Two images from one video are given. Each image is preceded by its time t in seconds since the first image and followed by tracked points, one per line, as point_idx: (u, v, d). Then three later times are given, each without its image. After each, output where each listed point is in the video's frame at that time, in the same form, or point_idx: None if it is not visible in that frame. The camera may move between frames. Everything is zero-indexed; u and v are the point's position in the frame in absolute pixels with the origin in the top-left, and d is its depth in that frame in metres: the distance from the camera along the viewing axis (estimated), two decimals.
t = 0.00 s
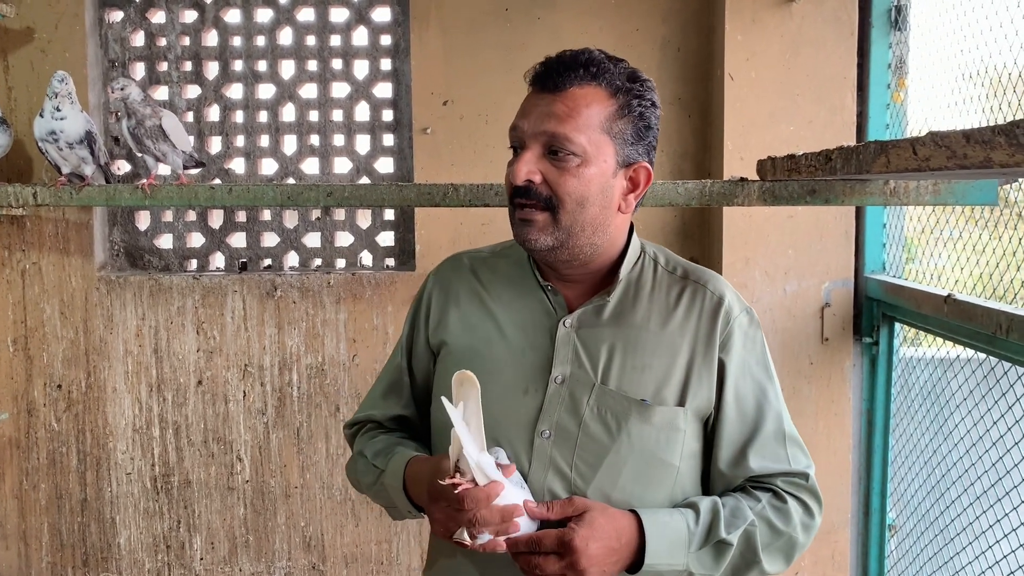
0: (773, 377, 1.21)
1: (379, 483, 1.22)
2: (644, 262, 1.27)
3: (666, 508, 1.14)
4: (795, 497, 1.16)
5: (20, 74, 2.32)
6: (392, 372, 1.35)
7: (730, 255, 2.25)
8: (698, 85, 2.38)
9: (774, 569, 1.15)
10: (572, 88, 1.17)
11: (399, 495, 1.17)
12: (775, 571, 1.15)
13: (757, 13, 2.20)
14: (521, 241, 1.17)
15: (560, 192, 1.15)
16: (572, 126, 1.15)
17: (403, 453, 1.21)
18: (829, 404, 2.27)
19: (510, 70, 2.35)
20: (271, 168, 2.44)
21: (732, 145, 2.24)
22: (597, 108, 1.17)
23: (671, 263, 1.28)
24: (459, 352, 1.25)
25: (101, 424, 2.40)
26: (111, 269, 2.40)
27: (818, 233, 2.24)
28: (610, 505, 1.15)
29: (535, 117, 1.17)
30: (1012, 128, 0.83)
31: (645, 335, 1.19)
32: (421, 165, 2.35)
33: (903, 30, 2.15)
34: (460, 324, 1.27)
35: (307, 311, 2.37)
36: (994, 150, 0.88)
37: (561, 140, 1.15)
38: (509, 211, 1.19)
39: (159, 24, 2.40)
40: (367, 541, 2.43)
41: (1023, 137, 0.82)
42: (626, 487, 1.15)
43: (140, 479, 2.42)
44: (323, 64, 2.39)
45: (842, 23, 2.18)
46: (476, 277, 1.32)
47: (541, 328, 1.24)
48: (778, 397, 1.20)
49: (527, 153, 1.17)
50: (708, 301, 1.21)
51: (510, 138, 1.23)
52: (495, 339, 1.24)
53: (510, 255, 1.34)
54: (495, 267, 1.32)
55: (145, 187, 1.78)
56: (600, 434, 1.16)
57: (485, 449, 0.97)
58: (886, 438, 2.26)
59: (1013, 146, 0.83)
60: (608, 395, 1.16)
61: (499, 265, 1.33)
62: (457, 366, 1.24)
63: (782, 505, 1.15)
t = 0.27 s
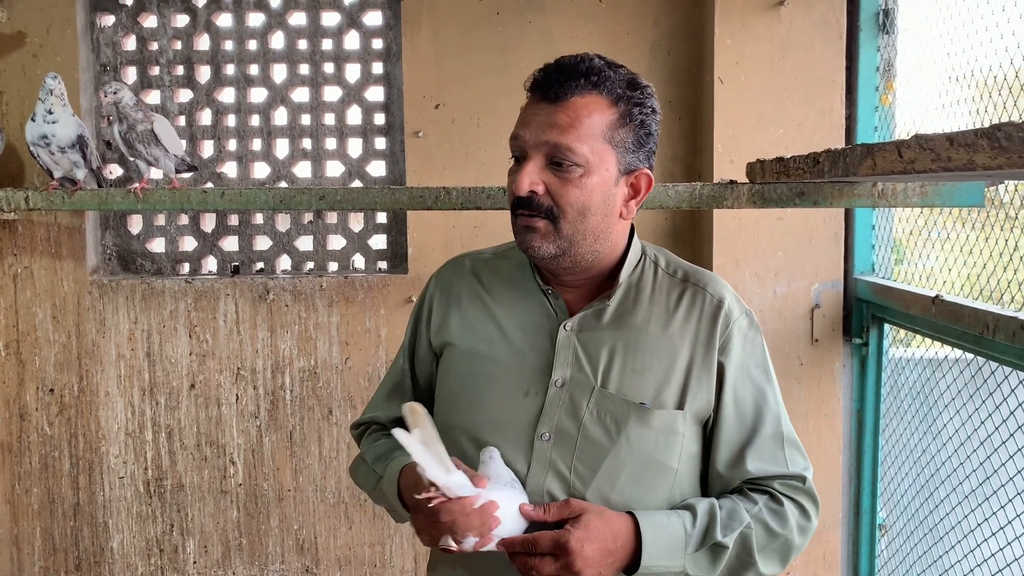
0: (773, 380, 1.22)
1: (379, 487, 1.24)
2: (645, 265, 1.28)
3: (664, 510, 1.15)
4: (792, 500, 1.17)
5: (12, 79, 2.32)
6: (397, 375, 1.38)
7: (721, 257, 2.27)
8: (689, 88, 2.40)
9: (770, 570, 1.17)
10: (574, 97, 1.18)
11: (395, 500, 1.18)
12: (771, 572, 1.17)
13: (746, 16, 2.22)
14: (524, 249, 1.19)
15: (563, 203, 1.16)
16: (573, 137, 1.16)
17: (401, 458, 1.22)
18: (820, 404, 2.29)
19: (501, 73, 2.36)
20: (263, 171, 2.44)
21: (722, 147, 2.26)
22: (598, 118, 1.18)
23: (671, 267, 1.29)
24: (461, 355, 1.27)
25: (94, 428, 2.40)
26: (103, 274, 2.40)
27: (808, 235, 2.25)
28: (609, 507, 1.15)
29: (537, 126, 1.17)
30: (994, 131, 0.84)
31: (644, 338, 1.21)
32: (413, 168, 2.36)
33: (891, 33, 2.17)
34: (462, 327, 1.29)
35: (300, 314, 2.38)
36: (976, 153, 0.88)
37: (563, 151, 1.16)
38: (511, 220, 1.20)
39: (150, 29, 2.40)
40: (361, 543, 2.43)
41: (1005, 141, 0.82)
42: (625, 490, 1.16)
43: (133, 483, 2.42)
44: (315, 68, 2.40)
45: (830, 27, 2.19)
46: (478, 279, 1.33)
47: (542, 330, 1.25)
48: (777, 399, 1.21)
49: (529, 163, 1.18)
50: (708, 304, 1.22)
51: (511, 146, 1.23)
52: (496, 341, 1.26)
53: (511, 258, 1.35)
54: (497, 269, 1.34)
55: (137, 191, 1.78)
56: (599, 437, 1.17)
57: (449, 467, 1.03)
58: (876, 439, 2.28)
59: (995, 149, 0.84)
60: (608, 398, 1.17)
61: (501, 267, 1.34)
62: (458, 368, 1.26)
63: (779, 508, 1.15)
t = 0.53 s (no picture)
0: (769, 378, 1.25)
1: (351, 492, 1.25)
2: (643, 266, 1.30)
3: (665, 508, 1.17)
4: (789, 497, 1.20)
5: (4, 82, 2.32)
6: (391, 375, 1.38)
7: (711, 258, 2.28)
8: (679, 91, 2.42)
9: (767, 565, 1.19)
10: (576, 106, 1.17)
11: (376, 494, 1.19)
12: (768, 568, 1.19)
13: (735, 19, 2.23)
14: (530, 258, 1.20)
15: (568, 212, 1.17)
16: (577, 147, 1.16)
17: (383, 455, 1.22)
18: (810, 404, 2.31)
19: (492, 76, 2.38)
20: (255, 174, 2.45)
21: (712, 149, 2.27)
22: (601, 126, 1.18)
23: (669, 267, 1.31)
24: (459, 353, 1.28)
25: (86, 431, 2.40)
26: (96, 277, 2.40)
27: (797, 236, 2.27)
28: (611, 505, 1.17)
29: (540, 137, 1.17)
30: (974, 134, 0.84)
31: (644, 338, 1.22)
32: (405, 170, 2.37)
33: (879, 37, 2.19)
34: (462, 325, 1.30)
35: (293, 316, 2.38)
36: (959, 155, 0.89)
37: (567, 161, 1.16)
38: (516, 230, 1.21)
39: (142, 32, 2.41)
40: (354, 545, 2.44)
41: (985, 143, 0.83)
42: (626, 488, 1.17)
43: (126, 486, 2.43)
44: (307, 72, 2.41)
45: (819, 30, 2.21)
46: (476, 278, 1.35)
47: (541, 330, 1.26)
48: (773, 398, 1.24)
49: (533, 173, 1.18)
50: (706, 304, 1.25)
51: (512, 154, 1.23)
52: (496, 339, 1.27)
53: (510, 257, 1.37)
54: (495, 269, 1.35)
55: (129, 194, 1.79)
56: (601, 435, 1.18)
57: (370, 461, 0.98)
58: (865, 437, 2.29)
59: (976, 151, 0.85)
60: (609, 396, 1.19)
61: (500, 267, 1.35)
62: (456, 367, 1.27)
63: (776, 505, 1.18)
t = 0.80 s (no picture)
0: (764, 377, 1.26)
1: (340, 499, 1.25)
2: (640, 267, 1.31)
3: (666, 506, 1.18)
4: (785, 494, 1.21)
5: None
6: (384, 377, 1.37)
7: (705, 260, 2.29)
8: (672, 93, 2.43)
9: (765, 561, 1.20)
10: (577, 115, 1.18)
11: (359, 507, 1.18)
12: (766, 564, 1.20)
13: (728, 22, 2.25)
14: (533, 266, 1.21)
15: (571, 221, 1.18)
16: (579, 156, 1.17)
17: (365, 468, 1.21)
18: (803, 404, 2.32)
19: (487, 79, 2.39)
20: (250, 177, 2.46)
21: (706, 152, 2.29)
22: (602, 134, 1.19)
23: (664, 268, 1.32)
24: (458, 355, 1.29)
25: (82, 433, 2.40)
26: (91, 279, 2.40)
27: (790, 237, 2.28)
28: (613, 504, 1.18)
29: (541, 146, 1.17)
30: (963, 136, 0.85)
31: (643, 338, 1.23)
32: (400, 173, 2.38)
33: (871, 39, 2.20)
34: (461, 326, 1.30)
35: (288, 318, 2.39)
36: (947, 157, 0.90)
37: (569, 170, 1.17)
38: (518, 239, 1.21)
39: (138, 35, 2.41)
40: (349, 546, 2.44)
41: (972, 146, 0.84)
42: (628, 487, 1.19)
43: (121, 488, 2.43)
44: (302, 74, 2.42)
45: (811, 32, 2.23)
46: (472, 280, 1.35)
47: (541, 331, 1.27)
48: (767, 396, 1.25)
49: (535, 183, 1.18)
50: (703, 304, 1.26)
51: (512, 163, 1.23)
52: (495, 340, 1.28)
53: (505, 259, 1.38)
54: (492, 271, 1.36)
55: (125, 196, 1.79)
56: (602, 435, 1.19)
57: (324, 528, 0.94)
58: (859, 437, 2.31)
59: (965, 154, 0.86)
60: (609, 396, 1.20)
61: (497, 269, 1.36)
62: (454, 369, 1.28)
63: (773, 502, 1.19)
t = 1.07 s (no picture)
0: (760, 376, 1.28)
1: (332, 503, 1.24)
2: (637, 268, 1.31)
3: (669, 505, 1.19)
4: (783, 491, 1.22)
5: None
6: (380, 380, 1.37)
7: (703, 260, 2.30)
8: (671, 94, 2.44)
9: (764, 558, 1.21)
10: (562, 128, 1.17)
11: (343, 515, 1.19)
12: (765, 560, 1.21)
13: (727, 24, 2.25)
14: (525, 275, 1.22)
15: (560, 233, 1.18)
16: (565, 169, 1.16)
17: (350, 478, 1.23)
18: (801, 405, 2.33)
19: (486, 80, 2.39)
20: (249, 177, 2.46)
21: (704, 153, 2.29)
22: (588, 146, 1.18)
23: (661, 268, 1.33)
24: (456, 357, 1.29)
25: (81, 434, 2.40)
26: (90, 280, 2.41)
27: (788, 238, 2.29)
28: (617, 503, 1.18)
29: (527, 161, 1.17)
30: (960, 138, 0.86)
31: (643, 338, 1.24)
32: (398, 173, 2.39)
33: (869, 41, 2.21)
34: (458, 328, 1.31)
35: (287, 319, 2.39)
36: (944, 159, 0.91)
37: (556, 184, 1.16)
38: (510, 250, 1.22)
39: (137, 36, 2.42)
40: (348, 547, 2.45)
41: (969, 148, 0.85)
42: (631, 485, 1.19)
43: (120, 489, 2.43)
44: (301, 75, 2.42)
45: (809, 34, 2.24)
46: (469, 283, 1.36)
47: (541, 332, 1.27)
48: (763, 395, 1.26)
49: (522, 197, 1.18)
50: (701, 304, 1.27)
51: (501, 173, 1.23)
52: (495, 342, 1.28)
53: (502, 261, 1.38)
54: (489, 272, 1.36)
55: (124, 197, 1.80)
56: (605, 434, 1.19)
57: None
58: (857, 438, 2.31)
59: (962, 156, 0.86)
60: (611, 396, 1.20)
61: (494, 271, 1.36)
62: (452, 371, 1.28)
63: (772, 499, 1.20)
